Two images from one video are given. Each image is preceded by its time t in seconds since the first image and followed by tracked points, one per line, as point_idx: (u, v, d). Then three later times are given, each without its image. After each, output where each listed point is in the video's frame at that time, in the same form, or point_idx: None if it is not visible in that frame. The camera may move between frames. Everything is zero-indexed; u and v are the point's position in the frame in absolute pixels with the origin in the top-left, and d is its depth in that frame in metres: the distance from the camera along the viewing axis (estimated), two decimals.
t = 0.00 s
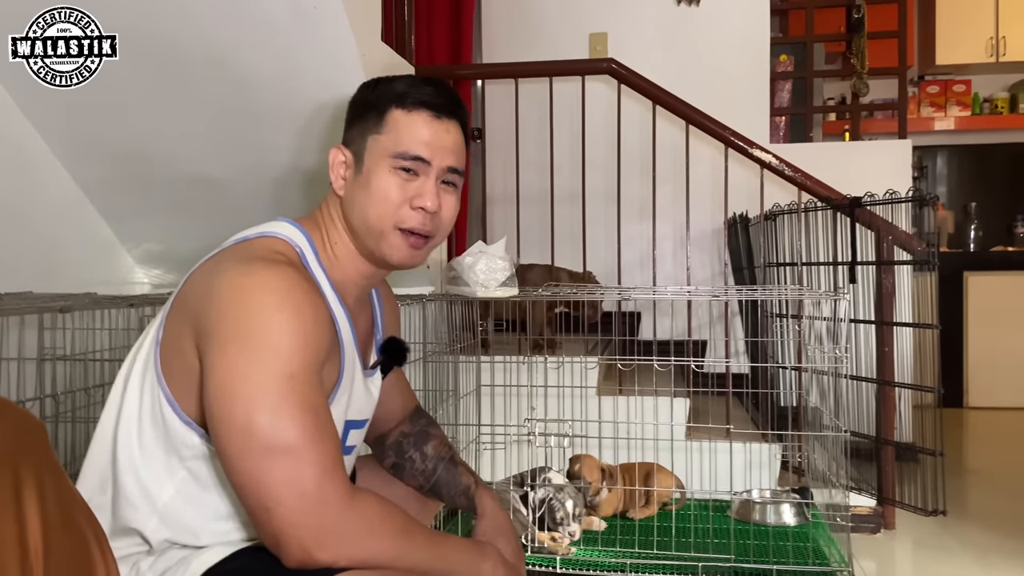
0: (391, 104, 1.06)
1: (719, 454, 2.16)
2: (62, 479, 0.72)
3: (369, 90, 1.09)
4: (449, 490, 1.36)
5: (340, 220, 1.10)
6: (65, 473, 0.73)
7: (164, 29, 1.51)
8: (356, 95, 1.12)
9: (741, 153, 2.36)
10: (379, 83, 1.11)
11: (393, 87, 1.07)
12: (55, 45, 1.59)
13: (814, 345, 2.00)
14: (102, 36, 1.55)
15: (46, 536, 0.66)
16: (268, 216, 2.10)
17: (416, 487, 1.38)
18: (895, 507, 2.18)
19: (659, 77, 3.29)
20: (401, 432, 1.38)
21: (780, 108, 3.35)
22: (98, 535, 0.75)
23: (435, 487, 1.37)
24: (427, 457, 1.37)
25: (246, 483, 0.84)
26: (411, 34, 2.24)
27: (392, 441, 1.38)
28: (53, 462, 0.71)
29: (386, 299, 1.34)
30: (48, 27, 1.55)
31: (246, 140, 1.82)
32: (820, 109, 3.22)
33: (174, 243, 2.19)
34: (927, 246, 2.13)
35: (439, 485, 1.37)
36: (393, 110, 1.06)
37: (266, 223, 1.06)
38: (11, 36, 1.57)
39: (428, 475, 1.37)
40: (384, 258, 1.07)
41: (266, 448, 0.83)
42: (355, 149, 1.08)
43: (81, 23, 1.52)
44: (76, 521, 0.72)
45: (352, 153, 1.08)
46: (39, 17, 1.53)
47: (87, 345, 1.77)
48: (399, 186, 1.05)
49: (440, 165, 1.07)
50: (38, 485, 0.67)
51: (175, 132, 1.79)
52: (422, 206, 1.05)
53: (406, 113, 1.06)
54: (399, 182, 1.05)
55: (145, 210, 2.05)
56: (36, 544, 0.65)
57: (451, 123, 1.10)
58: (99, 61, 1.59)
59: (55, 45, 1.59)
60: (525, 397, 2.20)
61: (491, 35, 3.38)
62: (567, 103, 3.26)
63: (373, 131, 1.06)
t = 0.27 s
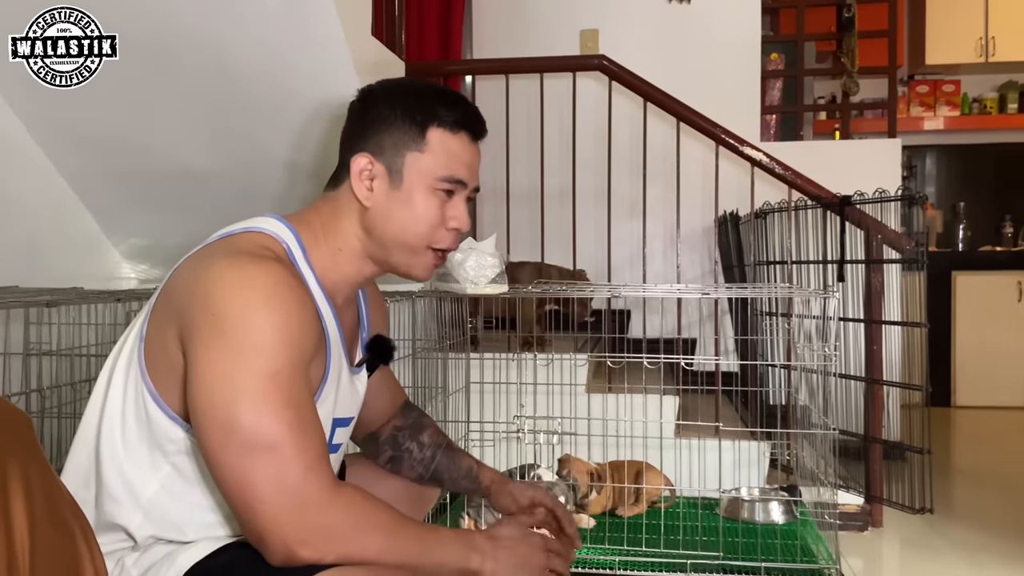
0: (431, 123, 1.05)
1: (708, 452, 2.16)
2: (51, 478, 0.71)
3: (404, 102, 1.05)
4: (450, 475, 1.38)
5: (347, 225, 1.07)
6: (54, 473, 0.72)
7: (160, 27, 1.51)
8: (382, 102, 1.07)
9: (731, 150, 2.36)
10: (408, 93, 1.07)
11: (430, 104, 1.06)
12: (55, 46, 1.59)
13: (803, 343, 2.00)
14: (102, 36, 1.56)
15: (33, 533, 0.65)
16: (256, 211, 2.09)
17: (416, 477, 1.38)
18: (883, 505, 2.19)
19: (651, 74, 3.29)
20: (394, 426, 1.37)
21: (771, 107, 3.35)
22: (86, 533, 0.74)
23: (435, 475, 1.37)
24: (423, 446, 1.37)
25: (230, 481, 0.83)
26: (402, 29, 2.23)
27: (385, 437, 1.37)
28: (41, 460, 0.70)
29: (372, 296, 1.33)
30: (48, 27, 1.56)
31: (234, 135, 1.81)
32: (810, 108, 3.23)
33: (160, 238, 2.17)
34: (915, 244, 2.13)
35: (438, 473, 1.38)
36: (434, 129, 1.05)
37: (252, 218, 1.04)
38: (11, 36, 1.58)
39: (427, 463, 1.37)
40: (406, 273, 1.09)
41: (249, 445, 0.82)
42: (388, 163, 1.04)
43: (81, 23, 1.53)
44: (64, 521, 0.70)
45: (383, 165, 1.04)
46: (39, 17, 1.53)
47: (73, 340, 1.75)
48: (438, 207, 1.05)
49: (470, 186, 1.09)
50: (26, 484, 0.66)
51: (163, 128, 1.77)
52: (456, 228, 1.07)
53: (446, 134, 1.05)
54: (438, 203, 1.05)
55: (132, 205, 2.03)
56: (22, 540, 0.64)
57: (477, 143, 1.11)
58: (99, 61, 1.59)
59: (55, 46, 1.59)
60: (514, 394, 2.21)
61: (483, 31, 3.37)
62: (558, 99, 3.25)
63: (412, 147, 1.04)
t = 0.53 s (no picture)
0: (436, 112, 1.05)
1: (700, 448, 2.17)
2: (38, 469, 0.70)
3: (410, 92, 1.06)
4: (458, 448, 1.40)
5: (350, 215, 1.06)
6: (42, 464, 0.71)
7: (158, 24, 1.50)
8: (386, 90, 1.07)
9: (726, 147, 2.37)
10: (412, 81, 1.08)
11: (434, 93, 1.06)
12: (55, 46, 1.59)
13: (795, 340, 2.00)
14: (102, 36, 1.55)
15: (21, 525, 0.64)
16: (251, 206, 2.08)
17: (419, 458, 1.38)
18: (874, 502, 2.20)
19: (646, 72, 3.29)
20: (392, 412, 1.38)
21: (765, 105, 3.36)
22: (75, 524, 0.73)
23: (443, 452, 1.39)
24: (425, 427, 1.39)
25: (223, 470, 0.83)
26: (396, 23, 2.22)
27: (384, 424, 1.37)
28: (27, 451, 0.69)
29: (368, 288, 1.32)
30: (48, 27, 1.55)
31: (229, 130, 1.80)
32: (805, 106, 3.23)
33: (152, 232, 2.16)
34: (908, 243, 2.14)
35: (445, 449, 1.40)
36: (440, 118, 1.05)
37: (251, 208, 1.04)
38: (11, 36, 1.58)
39: (432, 442, 1.39)
40: (413, 259, 1.09)
41: (244, 435, 0.81)
42: (395, 151, 1.04)
43: (81, 23, 1.52)
44: (53, 512, 0.70)
45: (390, 154, 1.03)
46: (39, 17, 1.53)
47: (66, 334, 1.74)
48: (444, 196, 1.06)
49: (472, 176, 1.11)
50: (12, 476, 0.65)
51: (159, 122, 1.77)
52: (461, 216, 1.08)
53: (452, 123, 1.06)
54: (444, 192, 1.06)
55: (126, 199, 2.02)
56: (10, 534, 0.63)
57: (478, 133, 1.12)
58: (99, 60, 1.59)
59: (55, 45, 1.59)
60: (508, 390, 2.20)
61: (478, 27, 3.36)
62: (552, 96, 3.25)
63: (419, 136, 1.04)
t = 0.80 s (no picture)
0: (441, 113, 1.05)
1: (696, 446, 2.17)
2: (27, 462, 0.69)
3: (414, 93, 1.05)
4: (450, 446, 1.41)
5: (354, 216, 1.05)
6: (33, 458, 0.71)
7: (156, 22, 1.50)
8: (390, 91, 1.07)
9: (723, 145, 2.37)
10: (416, 83, 1.07)
11: (439, 94, 1.06)
12: (55, 46, 1.59)
13: (791, 337, 2.00)
14: (102, 36, 1.56)
15: (16, 518, 0.64)
16: (247, 203, 2.07)
17: (412, 455, 1.39)
18: (870, 500, 2.20)
19: (644, 70, 3.29)
20: (386, 409, 1.38)
21: (763, 103, 3.36)
22: (66, 519, 0.73)
23: (435, 449, 1.40)
24: (418, 423, 1.40)
25: (218, 466, 0.82)
26: (394, 20, 2.21)
27: (377, 421, 1.37)
28: (14, 443, 0.68)
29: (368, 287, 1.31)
30: (48, 27, 1.55)
31: (225, 126, 1.79)
32: (802, 104, 3.23)
33: (147, 228, 2.15)
34: (905, 241, 2.14)
35: (437, 446, 1.41)
36: (444, 119, 1.05)
37: (253, 205, 1.03)
38: (12, 36, 1.57)
39: (424, 439, 1.40)
40: (416, 259, 1.08)
41: (239, 431, 0.81)
42: (399, 151, 1.03)
43: (81, 23, 1.52)
44: (45, 507, 0.69)
45: (394, 155, 1.03)
46: (39, 17, 1.52)
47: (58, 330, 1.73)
48: (447, 196, 1.05)
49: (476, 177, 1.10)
50: (5, 471, 0.65)
51: (155, 117, 1.76)
52: (465, 217, 1.07)
53: (456, 124, 1.06)
54: (448, 192, 1.05)
55: (121, 195, 2.01)
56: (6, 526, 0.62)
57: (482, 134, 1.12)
58: (99, 61, 1.59)
59: (55, 45, 1.59)
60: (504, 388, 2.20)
61: (475, 24, 3.36)
62: (550, 93, 3.24)
63: (423, 137, 1.03)
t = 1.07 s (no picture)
0: (429, 104, 1.05)
1: (694, 444, 2.17)
2: (21, 456, 0.69)
3: (402, 85, 1.05)
4: (431, 467, 1.36)
5: (350, 211, 1.06)
6: (28, 453, 0.71)
7: (157, 21, 1.50)
8: (380, 85, 1.07)
9: (722, 143, 2.37)
10: (405, 76, 1.08)
11: (427, 85, 1.06)
12: (55, 45, 1.59)
13: (790, 336, 2.00)
14: (101, 36, 1.56)
15: (13, 514, 0.64)
16: (246, 200, 2.07)
17: (397, 466, 1.36)
18: (867, 498, 2.20)
19: (643, 68, 3.29)
20: (375, 414, 1.36)
21: (761, 101, 3.36)
22: (62, 513, 0.73)
23: (416, 466, 1.36)
24: (404, 437, 1.36)
25: (219, 460, 0.82)
26: (393, 17, 2.22)
27: (366, 425, 1.35)
28: (10, 437, 0.69)
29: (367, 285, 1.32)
30: (48, 27, 1.55)
31: (225, 123, 1.79)
32: (801, 103, 3.23)
33: (147, 225, 2.15)
34: (903, 240, 2.14)
35: (419, 464, 1.36)
36: (432, 110, 1.05)
37: (254, 201, 1.03)
38: (11, 36, 1.57)
39: (408, 455, 1.35)
40: (413, 253, 1.07)
41: (241, 425, 0.81)
42: (387, 143, 1.03)
43: (81, 23, 1.53)
44: (42, 503, 0.70)
45: (383, 147, 1.03)
46: (39, 17, 1.53)
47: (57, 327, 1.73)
48: (438, 187, 1.04)
49: (468, 168, 1.09)
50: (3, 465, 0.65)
51: (155, 114, 1.76)
52: (457, 209, 1.06)
53: (444, 115, 1.05)
54: (438, 183, 1.04)
55: (120, 191, 2.01)
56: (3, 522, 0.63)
57: (474, 126, 1.11)
58: (99, 60, 1.60)
59: (54, 45, 1.59)
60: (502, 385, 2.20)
61: (475, 23, 3.36)
62: (549, 91, 3.25)
63: (411, 128, 1.03)
